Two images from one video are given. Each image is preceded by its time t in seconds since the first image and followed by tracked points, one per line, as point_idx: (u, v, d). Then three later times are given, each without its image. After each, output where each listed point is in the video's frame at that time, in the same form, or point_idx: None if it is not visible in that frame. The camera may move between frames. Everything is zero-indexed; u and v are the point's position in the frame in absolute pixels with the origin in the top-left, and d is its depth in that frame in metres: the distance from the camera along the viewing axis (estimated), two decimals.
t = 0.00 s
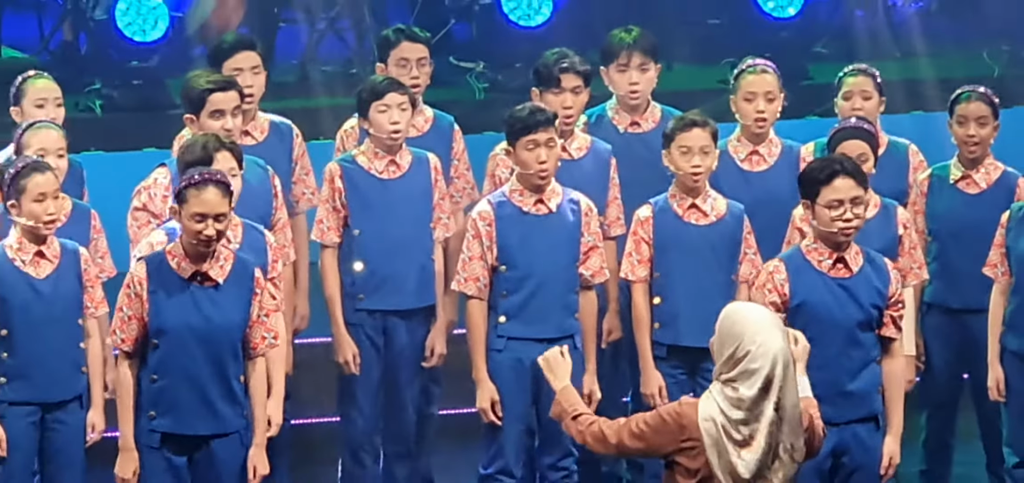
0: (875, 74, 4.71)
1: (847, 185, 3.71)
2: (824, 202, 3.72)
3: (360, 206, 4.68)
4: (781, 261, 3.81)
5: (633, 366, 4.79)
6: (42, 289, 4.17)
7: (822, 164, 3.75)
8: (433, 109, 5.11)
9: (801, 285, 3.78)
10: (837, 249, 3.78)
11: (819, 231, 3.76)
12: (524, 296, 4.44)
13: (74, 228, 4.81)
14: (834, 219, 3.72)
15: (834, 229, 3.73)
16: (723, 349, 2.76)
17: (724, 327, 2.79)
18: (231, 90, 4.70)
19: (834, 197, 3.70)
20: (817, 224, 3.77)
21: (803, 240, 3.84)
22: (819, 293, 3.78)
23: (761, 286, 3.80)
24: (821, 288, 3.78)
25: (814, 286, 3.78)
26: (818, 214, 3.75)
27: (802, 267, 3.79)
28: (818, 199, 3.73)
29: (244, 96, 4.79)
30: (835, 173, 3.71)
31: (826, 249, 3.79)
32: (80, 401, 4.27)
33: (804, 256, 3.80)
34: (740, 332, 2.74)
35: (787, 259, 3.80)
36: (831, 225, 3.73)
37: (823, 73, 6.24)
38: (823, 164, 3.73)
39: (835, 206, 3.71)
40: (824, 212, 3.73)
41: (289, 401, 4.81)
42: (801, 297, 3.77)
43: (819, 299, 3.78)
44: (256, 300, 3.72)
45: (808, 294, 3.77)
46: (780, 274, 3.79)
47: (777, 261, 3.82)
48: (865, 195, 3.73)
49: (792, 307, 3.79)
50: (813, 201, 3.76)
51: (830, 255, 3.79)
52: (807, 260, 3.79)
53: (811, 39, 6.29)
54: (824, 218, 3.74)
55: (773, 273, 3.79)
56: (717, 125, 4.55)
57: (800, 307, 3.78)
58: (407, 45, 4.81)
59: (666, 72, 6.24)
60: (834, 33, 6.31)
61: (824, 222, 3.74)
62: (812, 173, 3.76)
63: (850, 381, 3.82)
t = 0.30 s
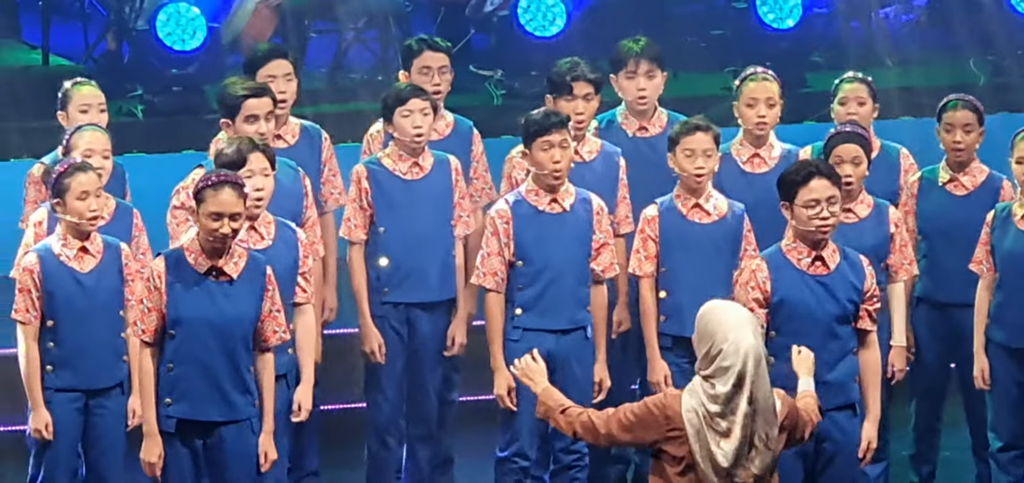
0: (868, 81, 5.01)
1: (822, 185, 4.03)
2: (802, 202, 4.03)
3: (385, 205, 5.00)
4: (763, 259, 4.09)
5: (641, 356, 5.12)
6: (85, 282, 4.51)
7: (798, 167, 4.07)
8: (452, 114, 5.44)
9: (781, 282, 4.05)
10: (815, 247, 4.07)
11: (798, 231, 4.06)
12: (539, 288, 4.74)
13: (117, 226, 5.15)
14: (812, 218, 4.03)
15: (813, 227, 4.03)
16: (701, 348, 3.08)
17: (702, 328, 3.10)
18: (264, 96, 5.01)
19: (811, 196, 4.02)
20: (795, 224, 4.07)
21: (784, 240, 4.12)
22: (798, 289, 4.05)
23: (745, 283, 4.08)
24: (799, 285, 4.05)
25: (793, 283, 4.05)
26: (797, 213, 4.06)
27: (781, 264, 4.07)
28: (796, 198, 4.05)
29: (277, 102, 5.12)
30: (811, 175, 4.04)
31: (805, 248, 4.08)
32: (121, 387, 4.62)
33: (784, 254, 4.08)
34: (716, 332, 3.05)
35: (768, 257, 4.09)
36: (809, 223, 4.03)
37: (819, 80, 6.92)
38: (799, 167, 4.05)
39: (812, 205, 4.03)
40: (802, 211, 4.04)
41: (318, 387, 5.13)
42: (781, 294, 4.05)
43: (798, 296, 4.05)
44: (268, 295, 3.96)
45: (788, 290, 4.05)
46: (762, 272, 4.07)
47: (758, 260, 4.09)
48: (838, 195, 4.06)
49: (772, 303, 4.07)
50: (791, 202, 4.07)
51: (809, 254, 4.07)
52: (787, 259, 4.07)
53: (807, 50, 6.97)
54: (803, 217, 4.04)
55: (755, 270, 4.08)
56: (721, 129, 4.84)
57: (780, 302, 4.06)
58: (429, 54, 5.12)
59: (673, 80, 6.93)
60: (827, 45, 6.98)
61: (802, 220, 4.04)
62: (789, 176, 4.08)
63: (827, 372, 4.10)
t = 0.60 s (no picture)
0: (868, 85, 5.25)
1: (810, 182, 4.26)
2: (791, 200, 4.28)
3: (408, 203, 5.24)
4: (759, 257, 4.36)
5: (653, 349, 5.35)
6: (120, 275, 4.75)
7: (788, 167, 4.31)
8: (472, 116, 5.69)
9: (775, 278, 4.33)
10: (808, 243, 4.33)
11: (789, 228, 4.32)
12: (555, 283, 4.98)
13: (151, 223, 5.39)
14: (802, 215, 4.27)
15: (802, 223, 4.28)
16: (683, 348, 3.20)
17: (683, 327, 3.22)
18: (292, 99, 5.23)
19: (800, 194, 4.26)
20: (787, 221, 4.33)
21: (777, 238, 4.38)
22: (792, 285, 4.32)
23: (742, 279, 4.35)
24: (792, 280, 4.32)
25: (788, 278, 4.32)
26: (787, 211, 4.31)
27: (776, 260, 4.34)
28: (786, 196, 4.29)
29: (305, 104, 5.38)
30: (799, 173, 4.27)
31: (798, 244, 4.34)
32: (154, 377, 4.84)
33: (778, 252, 4.35)
34: (694, 334, 3.17)
35: (763, 255, 4.36)
36: (798, 219, 4.28)
37: (823, 83, 6.99)
38: (788, 166, 4.29)
39: (801, 202, 4.27)
40: (792, 209, 4.29)
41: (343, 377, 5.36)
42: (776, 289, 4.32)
43: (791, 290, 4.32)
44: (280, 293, 4.21)
45: (782, 285, 4.32)
46: (758, 268, 4.34)
47: (753, 257, 4.37)
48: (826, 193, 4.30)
49: (766, 298, 4.33)
50: (782, 200, 4.32)
51: (802, 251, 4.33)
52: (781, 255, 4.34)
53: (813, 54, 6.98)
54: (793, 214, 4.29)
55: (752, 267, 4.34)
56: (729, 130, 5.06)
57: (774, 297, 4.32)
58: (449, 58, 5.35)
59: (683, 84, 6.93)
60: (832, 49, 6.98)
61: (792, 217, 4.29)
62: (779, 176, 4.32)
63: (821, 363, 4.33)
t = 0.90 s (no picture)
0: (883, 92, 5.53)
1: (824, 183, 4.50)
2: (806, 199, 4.52)
3: (445, 202, 5.53)
4: (779, 253, 4.57)
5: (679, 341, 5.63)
6: (171, 270, 5.03)
7: (805, 168, 4.55)
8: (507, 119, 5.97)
9: (794, 274, 4.53)
10: (825, 241, 4.54)
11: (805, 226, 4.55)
12: (586, 277, 5.25)
13: (198, 221, 5.62)
14: (814, 214, 4.50)
15: (815, 222, 4.51)
16: (704, 346, 3.22)
17: (700, 325, 3.22)
18: (335, 103, 5.51)
19: (813, 194, 4.50)
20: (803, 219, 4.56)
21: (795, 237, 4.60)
22: (811, 280, 4.53)
23: (764, 274, 4.56)
24: (812, 276, 4.53)
25: (807, 274, 4.53)
26: (802, 210, 4.54)
27: (795, 256, 4.55)
28: (801, 195, 4.53)
29: (347, 108, 5.68)
30: (812, 174, 4.51)
31: (815, 242, 4.56)
32: (199, 367, 5.12)
33: (797, 249, 4.56)
34: (715, 332, 3.19)
35: (783, 252, 4.56)
36: (811, 218, 4.51)
37: (841, 89, 7.50)
38: (803, 168, 4.53)
39: (814, 202, 4.50)
40: (806, 207, 4.52)
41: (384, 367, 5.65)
42: (797, 285, 4.52)
43: (809, 285, 4.52)
44: (315, 287, 4.39)
45: (802, 281, 4.53)
46: (777, 264, 4.55)
47: (773, 254, 4.57)
48: (840, 193, 4.52)
49: (786, 293, 4.54)
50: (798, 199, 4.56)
51: (820, 248, 4.55)
52: (799, 252, 4.56)
53: (832, 60, 7.54)
54: (806, 212, 4.53)
55: (771, 263, 4.55)
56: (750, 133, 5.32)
57: (794, 292, 4.53)
58: (484, 65, 5.63)
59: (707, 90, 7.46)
60: (849, 56, 7.55)
61: (806, 215, 4.53)
62: (796, 177, 4.56)
63: (838, 354, 4.55)
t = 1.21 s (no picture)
0: (906, 91, 5.63)
1: (854, 179, 4.60)
2: (837, 195, 4.62)
3: (475, 197, 5.64)
4: (810, 248, 4.67)
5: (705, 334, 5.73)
6: (204, 263, 5.10)
7: (837, 165, 4.65)
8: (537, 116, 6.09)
9: (825, 268, 4.64)
10: (856, 237, 4.63)
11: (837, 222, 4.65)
12: (612, 272, 5.34)
13: (232, 214, 5.72)
14: (846, 209, 4.60)
15: (846, 217, 4.60)
16: (743, 335, 3.37)
17: (739, 317, 3.38)
18: (367, 99, 5.60)
19: (845, 190, 4.60)
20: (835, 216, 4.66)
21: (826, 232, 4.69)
22: (841, 275, 4.64)
23: (795, 269, 4.66)
24: (842, 272, 4.64)
25: (837, 270, 4.64)
26: (834, 206, 4.64)
27: (825, 251, 4.65)
28: (832, 192, 4.63)
29: (380, 103, 5.80)
30: (844, 170, 4.61)
31: (847, 237, 4.65)
32: (233, 359, 5.19)
33: (828, 244, 4.66)
34: (755, 321, 3.34)
35: (813, 247, 4.66)
36: (843, 214, 4.61)
37: (864, 88, 7.65)
38: (834, 164, 4.63)
39: (845, 198, 4.60)
40: (838, 203, 4.62)
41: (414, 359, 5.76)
42: (828, 279, 4.63)
43: (840, 280, 4.64)
44: (352, 278, 4.48)
45: (832, 275, 4.63)
46: (809, 259, 4.66)
47: (804, 249, 4.68)
48: (871, 188, 4.62)
49: (818, 287, 4.65)
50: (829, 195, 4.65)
51: (850, 243, 4.64)
52: (831, 247, 4.65)
53: (855, 60, 7.68)
54: (838, 208, 4.62)
55: (803, 258, 4.66)
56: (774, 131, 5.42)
57: (825, 286, 4.64)
58: (516, 63, 5.75)
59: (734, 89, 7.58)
60: (872, 56, 7.69)
61: (838, 211, 4.63)
62: (828, 174, 4.66)
63: (869, 348, 4.66)
